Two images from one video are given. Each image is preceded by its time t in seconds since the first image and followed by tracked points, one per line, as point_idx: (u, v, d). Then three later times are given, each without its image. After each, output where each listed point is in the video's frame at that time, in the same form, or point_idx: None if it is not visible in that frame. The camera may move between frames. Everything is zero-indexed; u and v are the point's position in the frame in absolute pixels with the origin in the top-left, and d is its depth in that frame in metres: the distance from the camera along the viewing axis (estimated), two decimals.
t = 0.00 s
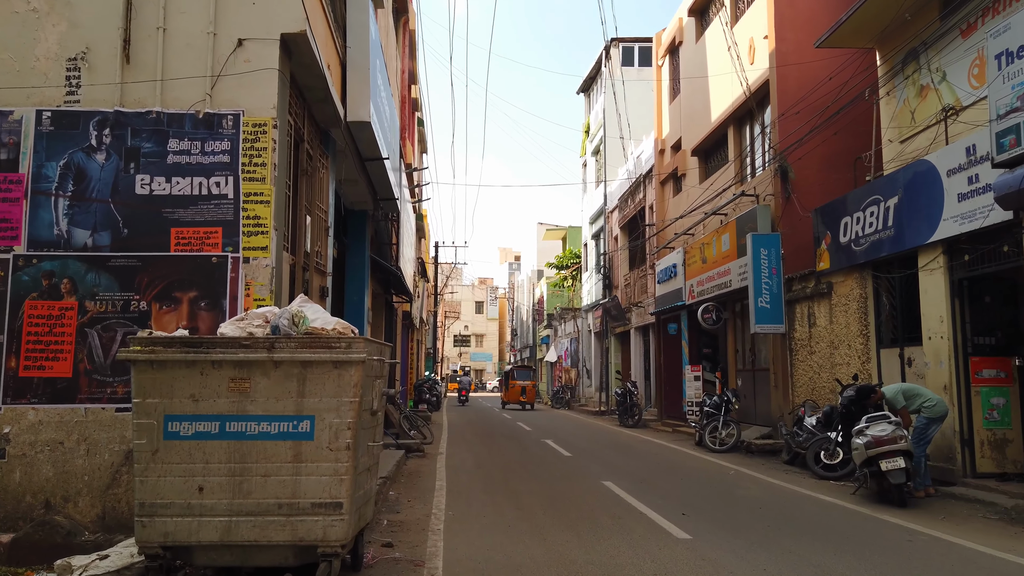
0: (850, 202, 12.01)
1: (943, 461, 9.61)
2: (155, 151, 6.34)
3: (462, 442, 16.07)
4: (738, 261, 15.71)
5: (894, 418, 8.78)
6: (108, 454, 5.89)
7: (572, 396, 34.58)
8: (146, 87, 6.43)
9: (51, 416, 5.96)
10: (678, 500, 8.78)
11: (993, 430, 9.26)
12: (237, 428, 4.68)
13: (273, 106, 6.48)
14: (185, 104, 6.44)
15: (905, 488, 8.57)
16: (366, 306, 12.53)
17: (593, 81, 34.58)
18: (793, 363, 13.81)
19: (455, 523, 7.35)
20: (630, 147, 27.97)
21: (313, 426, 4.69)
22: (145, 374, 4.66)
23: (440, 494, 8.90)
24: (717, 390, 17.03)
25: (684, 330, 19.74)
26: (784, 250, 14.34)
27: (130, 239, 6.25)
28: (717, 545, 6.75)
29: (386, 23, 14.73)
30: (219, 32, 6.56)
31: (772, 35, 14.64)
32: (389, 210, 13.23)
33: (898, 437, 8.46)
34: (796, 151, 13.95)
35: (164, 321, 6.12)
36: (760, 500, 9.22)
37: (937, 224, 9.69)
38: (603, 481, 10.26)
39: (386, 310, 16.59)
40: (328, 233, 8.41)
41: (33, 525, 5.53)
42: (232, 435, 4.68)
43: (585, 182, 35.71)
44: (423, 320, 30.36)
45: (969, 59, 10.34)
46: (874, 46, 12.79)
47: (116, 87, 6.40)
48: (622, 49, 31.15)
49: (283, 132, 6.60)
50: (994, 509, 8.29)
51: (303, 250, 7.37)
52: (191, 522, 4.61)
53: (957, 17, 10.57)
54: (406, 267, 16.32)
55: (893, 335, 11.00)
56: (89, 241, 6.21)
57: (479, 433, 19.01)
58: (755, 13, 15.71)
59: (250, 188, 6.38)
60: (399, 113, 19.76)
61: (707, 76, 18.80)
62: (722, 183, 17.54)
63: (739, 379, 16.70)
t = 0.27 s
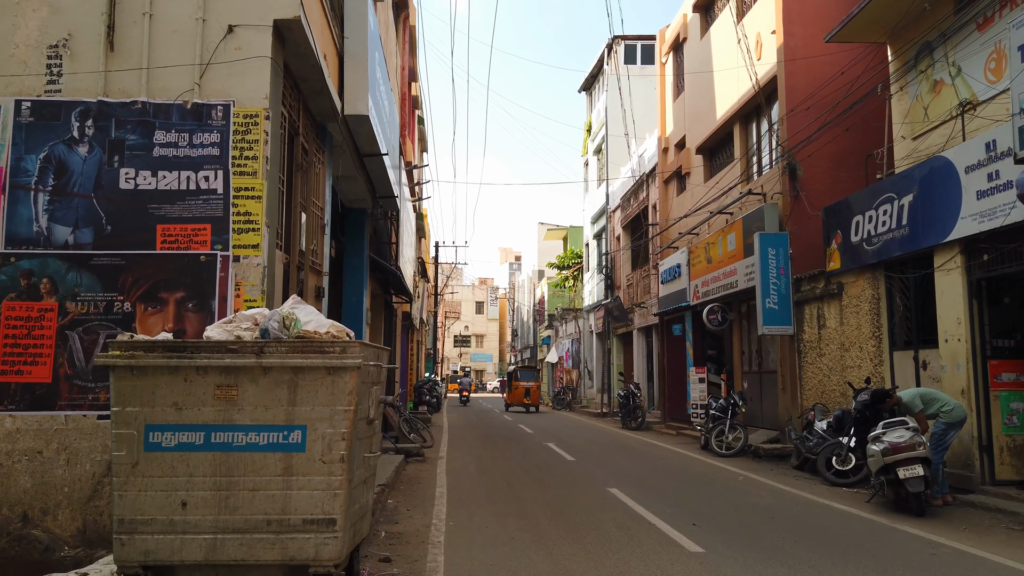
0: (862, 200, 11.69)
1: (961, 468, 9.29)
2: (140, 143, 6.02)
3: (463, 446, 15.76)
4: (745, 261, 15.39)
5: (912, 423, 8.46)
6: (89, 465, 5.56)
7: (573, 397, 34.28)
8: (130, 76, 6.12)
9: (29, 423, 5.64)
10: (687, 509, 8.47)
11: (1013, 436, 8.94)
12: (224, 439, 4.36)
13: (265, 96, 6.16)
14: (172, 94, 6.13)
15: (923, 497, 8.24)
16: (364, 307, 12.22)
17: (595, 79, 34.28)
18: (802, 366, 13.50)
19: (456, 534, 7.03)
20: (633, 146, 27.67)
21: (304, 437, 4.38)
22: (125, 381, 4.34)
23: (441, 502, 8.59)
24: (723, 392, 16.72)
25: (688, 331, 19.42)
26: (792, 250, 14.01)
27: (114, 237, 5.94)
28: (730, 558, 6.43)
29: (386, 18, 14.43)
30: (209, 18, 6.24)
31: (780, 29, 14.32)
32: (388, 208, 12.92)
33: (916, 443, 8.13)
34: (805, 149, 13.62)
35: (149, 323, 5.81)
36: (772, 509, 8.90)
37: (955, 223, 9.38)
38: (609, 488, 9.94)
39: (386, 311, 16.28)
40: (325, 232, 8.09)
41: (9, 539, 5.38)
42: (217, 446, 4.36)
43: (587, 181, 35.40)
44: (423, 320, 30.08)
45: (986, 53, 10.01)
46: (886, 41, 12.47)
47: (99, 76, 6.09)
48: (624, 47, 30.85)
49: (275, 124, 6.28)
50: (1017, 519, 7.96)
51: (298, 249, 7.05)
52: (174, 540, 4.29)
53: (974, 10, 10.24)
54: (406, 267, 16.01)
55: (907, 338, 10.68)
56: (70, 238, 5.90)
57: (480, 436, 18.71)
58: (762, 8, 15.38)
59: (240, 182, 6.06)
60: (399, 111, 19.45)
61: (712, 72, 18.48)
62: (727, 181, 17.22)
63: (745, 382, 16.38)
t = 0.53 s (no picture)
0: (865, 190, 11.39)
1: (969, 464, 8.98)
2: (109, 117, 5.70)
3: (457, 444, 15.44)
4: (744, 256, 15.09)
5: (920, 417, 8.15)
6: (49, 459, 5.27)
7: (570, 397, 33.95)
8: (99, 47, 5.80)
9: None
10: (686, 506, 8.15)
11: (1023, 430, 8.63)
12: (189, 428, 4.03)
13: (242, 68, 5.83)
14: (143, 65, 5.81)
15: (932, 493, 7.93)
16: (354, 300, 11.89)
17: (591, 76, 33.97)
18: (803, 361, 13.21)
19: (445, 533, 6.70)
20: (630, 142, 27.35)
21: (277, 426, 4.05)
22: (83, 366, 4.01)
23: (430, 500, 8.26)
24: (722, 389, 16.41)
25: (686, 328, 19.12)
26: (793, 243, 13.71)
27: (80, 216, 5.60)
28: (732, 557, 6.11)
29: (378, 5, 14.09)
30: None
31: (780, 18, 14.03)
32: (379, 199, 12.58)
33: (924, 438, 7.83)
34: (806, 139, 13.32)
35: (116, 308, 5.48)
36: (773, 506, 8.60)
37: (962, 211, 9.08)
38: (605, 485, 9.62)
39: (378, 306, 15.94)
40: (310, 218, 7.77)
41: None
42: (182, 436, 4.03)
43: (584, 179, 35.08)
44: (418, 318, 29.75)
45: (993, 37, 9.72)
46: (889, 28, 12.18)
47: (65, 46, 5.76)
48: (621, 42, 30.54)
49: (253, 99, 5.95)
50: None
51: (280, 233, 6.72)
52: (134, 537, 3.96)
53: None
54: (399, 261, 15.67)
55: (912, 330, 10.38)
56: (34, 218, 5.57)
57: (475, 434, 18.37)
58: None
59: (215, 158, 5.73)
60: (393, 103, 19.11)
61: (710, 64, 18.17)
62: (726, 175, 16.92)
63: (744, 378, 16.09)
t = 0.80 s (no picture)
0: (869, 185, 11.01)
1: (981, 471, 8.60)
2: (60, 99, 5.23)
3: (448, 447, 14.99)
4: (742, 253, 14.70)
5: (932, 423, 7.77)
6: None
7: (564, 397, 33.52)
8: (50, 23, 5.33)
9: None
10: (685, 517, 7.74)
11: None
12: (137, 445, 3.57)
13: (207, 47, 5.38)
14: (99, 43, 5.34)
15: (944, 503, 7.55)
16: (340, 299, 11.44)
17: (585, 72, 33.54)
18: (803, 362, 12.84)
19: (431, 549, 6.26)
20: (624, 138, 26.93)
21: (236, 442, 3.61)
22: (16, 375, 3.54)
23: (417, 511, 7.81)
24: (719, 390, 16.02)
25: (682, 327, 18.73)
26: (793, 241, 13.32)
27: (28, 208, 5.14)
28: None
29: None
30: None
31: (779, 9, 13.64)
32: (366, 194, 12.11)
33: (936, 445, 7.44)
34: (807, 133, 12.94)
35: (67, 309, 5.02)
36: (777, 516, 8.20)
37: (973, 206, 8.70)
38: (601, 493, 9.20)
39: (366, 305, 15.48)
40: (289, 212, 7.32)
41: None
42: (129, 454, 3.57)
43: (578, 176, 34.67)
44: (409, 318, 29.28)
45: (1002, 26, 9.34)
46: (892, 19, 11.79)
47: (13, 22, 5.30)
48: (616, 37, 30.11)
49: (221, 81, 5.50)
50: None
51: (254, 228, 6.27)
52: (75, 569, 3.51)
53: None
54: (388, 259, 15.20)
55: (918, 331, 10.01)
56: None
57: (466, 436, 17.92)
58: None
59: (177, 145, 5.27)
60: (382, 97, 18.62)
61: (707, 58, 17.77)
62: (724, 170, 16.53)
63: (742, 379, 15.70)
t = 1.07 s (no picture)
0: (885, 180, 10.63)
1: (1006, 478, 8.22)
2: (28, 81, 4.86)
3: (448, 450, 14.63)
4: (751, 252, 14.32)
5: (959, 428, 7.41)
6: None
7: (565, 397, 33.16)
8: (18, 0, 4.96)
9: None
10: (697, 528, 7.36)
11: None
12: (101, 459, 3.19)
13: (187, 25, 5.01)
14: (70, 22, 4.96)
15: (971, 512, 7.16)
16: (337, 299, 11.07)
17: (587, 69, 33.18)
18: (814, 363, 12.47)
19: (430, 564, 5.89)
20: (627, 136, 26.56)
21: (212, 457, 3.22)
22: None
23: (416, 521, 7.44)
24: (726, 392, 15.65)
25: (687, 327, 18.36)
26: (804, 238, 12.94)
27: None
28: None
29: None
30: None
31: None
32: (364, 190, 11.74)
33: (963, 451, 7.09)
34: (818, 128, 12.57)
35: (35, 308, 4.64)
36: (793, 526, 7.83)
37: (997, 201, 8.32)
38: (608, 501, 8.82)
39: (364, 304, 15.11)
40: (281, 207, 6.95)
41: None
42: (93, 470, 3.18)
43: (579, 174, 34.30)
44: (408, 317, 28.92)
45: None
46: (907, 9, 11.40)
47: None
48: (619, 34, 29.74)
49: (203, 62, 5.13)
50: None
51: (241, 223, 5.90)
52: None
53: None
54: (386, 257, 14.84)
55: (938, 331, 9.63)
56: None
57: (467, 439, 17.55)
58: None
59: (154, 131, 4.89)
60: (381, 93, 18.24)
61: (713, 52, 17.40)
62: (731, 167, 16.15)
63: (750, 380, 15.33)
